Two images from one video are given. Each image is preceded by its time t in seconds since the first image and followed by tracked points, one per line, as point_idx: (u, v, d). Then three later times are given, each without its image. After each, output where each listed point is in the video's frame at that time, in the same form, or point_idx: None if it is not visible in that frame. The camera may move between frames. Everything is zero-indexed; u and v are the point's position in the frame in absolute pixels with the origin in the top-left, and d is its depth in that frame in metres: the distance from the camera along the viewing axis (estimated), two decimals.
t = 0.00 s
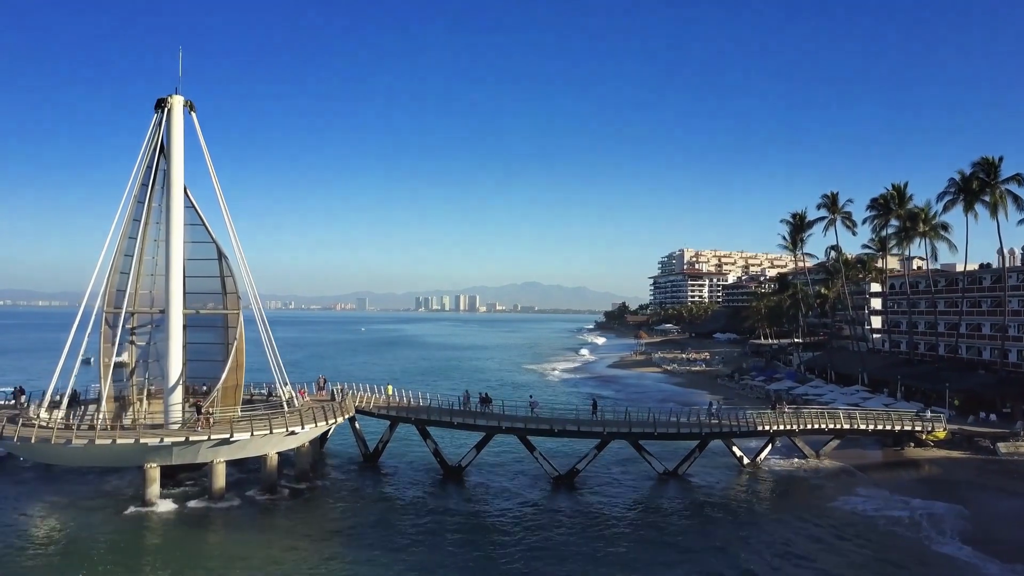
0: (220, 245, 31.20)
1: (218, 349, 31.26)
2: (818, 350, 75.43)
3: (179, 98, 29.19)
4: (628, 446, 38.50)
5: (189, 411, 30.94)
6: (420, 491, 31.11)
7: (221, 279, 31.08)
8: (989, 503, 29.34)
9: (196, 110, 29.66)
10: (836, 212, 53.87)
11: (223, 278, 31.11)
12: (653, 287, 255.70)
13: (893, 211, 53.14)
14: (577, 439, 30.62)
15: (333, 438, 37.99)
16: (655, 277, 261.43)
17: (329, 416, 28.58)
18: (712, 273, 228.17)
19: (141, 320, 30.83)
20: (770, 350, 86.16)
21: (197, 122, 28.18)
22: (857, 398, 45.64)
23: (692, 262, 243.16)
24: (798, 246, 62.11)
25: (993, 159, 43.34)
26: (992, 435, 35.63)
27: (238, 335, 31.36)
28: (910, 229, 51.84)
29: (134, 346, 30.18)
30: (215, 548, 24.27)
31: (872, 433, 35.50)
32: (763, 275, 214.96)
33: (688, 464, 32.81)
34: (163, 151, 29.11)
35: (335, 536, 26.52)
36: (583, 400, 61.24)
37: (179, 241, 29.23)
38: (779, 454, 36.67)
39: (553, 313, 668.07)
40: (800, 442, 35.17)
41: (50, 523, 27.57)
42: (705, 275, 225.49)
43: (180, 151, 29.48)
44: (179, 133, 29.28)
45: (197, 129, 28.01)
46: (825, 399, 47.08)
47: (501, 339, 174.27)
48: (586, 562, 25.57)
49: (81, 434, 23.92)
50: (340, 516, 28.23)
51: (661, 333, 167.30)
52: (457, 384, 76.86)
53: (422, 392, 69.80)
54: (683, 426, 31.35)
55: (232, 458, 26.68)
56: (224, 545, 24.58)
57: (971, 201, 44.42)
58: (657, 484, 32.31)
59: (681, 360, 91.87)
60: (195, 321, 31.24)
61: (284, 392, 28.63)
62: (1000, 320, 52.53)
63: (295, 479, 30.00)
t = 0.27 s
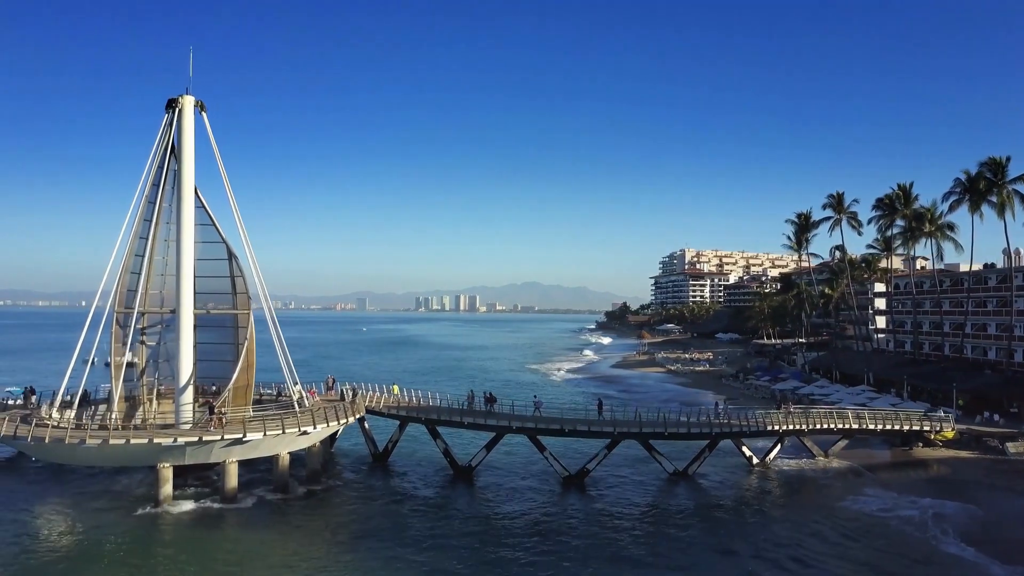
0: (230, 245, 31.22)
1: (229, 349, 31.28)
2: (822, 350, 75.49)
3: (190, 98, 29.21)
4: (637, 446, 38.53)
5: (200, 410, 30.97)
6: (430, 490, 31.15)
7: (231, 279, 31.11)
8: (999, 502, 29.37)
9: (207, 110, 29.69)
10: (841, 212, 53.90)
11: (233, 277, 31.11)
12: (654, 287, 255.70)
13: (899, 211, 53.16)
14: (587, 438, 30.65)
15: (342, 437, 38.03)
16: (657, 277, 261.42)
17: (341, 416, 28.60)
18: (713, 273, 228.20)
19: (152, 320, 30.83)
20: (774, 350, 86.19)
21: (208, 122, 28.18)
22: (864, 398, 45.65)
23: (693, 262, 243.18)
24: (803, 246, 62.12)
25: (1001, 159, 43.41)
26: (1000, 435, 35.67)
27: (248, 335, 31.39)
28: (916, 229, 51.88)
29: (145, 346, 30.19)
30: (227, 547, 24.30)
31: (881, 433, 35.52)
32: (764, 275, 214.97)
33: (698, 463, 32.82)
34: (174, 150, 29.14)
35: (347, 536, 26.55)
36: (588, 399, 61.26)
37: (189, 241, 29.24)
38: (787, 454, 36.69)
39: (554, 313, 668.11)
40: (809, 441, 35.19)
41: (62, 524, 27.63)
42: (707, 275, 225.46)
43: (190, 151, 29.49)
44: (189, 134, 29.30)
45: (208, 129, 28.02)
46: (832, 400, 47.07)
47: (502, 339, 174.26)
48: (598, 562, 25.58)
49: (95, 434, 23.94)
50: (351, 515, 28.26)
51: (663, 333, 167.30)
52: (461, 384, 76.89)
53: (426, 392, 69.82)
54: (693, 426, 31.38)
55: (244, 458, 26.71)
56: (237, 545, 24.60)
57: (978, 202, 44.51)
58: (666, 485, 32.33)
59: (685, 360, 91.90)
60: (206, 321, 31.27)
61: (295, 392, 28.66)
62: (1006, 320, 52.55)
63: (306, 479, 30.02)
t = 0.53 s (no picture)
0: (241, 244, 31.26)
1: (241, 349, 31.46)
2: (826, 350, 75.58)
3: (201, 98, 29.28)
4: (646, 446, 38.58)
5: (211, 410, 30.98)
6: (442, 489, 31.22)
7: (242, 279, 31.14)
8: (1010, 501, 29.42)
9: (218, 109, 29.73)
10: (847, 212, 53.95)
11: (244, 277, 31.13)
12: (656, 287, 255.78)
13: (905, 211, 53.20)
14: (598, 438, 30.70)
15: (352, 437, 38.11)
16: (658, 277, 261.39)
17: (353, 416, 28.65)
18: (714, 273, 228.25)
19: (163, 320, 30.86)
20: (778, 349, 86.29)
21: (219, 122, 28.21)
22: (870, 397, 45.75)
23: (695, 262, 243.24)
24: (807, 246, 62.15)
25: (1008, 159, 43.50)
26: (1010, 435, 35.75)
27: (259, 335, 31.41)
28: (922, 229, 51.94)
29: (156, 345, 30.21)
30: (241, 547, 24.33)
31: (889, 432, 35.60)
32: (766, 275, 214.98)
33: (709, 463, 32.88)
34: (186, 150, 29.17)
35: (361, 534, 26.62)
36: (594, 399, 61.33)
37: (201, 240, 29.27)
38: (796, 453, 36.75)
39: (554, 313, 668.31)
40: (818, 440, 35.27)
41: (76, 523, 27.72)
42: (708, 275, 225.44)
43: (202, 151, 29.56)
44: (201, 133, 29.39)
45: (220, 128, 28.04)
46: (838, 399, 47.08)
47: (504, 339, 174.29)
48: (611, 561, 25.61)
49: (109, 434, 23.95)
50: (363, 515, 28.28)
51: (665, 333, 167.32)
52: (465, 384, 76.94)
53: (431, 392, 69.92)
54: (704, 425, 31.43)
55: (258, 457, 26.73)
56: (250, 544, 24.63)
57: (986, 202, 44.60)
58: (677, 484, 32.40)
59: (688, 360, 91.99)
60: (217, 321, 31.35)
61: (307, 391, 28.69)
62: (1012, 319, 52.64)
63: (319, 478, 30.13)
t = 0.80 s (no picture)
0: (251, 244, 31.25)
1: (252, 349, 31.42)
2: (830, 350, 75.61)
3: (212, 97, 29.29)
4: (655, 445, 38.60)
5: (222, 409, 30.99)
6: (452, 489, 31.26)
7: (252, 279, 31.13)
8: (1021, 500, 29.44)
9: (229, 109, 29.74)
10: (853, 212, 53.95)
11: (254, 276, 31.12)
12: (657, 287, 255.73)
13: (911, 211, 53.20)
14: (609, 437, 30.73)
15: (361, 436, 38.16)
16: (659, 277, 261.28)
17: (364, 415, 28.67)
18: (716, 273, 228.27)
19: (173, 320, 30.89)
20: (782, 349, 86.34)
21: (229, 121, 28.20)
22: (877, 397, 45.79)
23: (696, 262, 243.14)
24: (812, 246, 62.14)
25: (1016, 159, 43.54)
26: (1018, 434, 35.76)
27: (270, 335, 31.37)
28: (928, 229, 51.96)
29: (167, 344, 30.24)
30: (253, 547, 24.35)
31: (898, 432, 35.63)
32: (767, 275, 214.87)
33: (719, 462, 32.91)
34: (196, 149, 29.18)
35: (373, 533, 26.64)
36: (600, 399, 61.36)
37: (212, 240, 29.27)
38: (805, 452, 36.78)
39: (554, 313, 668.20)
40: (827, 440, 35.29)
41: (89, 523, 27.79)
42: (710, 275, 225.33)
43: (213, 150, 29.57)
44: (212, 133, 29.41)
45: (230, 127, 28.03)
46: (845, 399, 47.05)
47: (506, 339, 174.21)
48: (623, 560, 25.64)
49: (123, 433, 23.97)
50: (374, 515, 28.27)
51: (667, 333, 167.25)
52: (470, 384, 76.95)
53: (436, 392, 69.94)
54: (714, 425, 31.45)
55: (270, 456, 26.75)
56: (263, 544, 24.67)
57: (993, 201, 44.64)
58: (687, 484, 32.43)
59: (692, 360, 92.02)
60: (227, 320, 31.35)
61: (319, 391, 28.71)
62: (1018, 319, 52.66)
63: (331, 477, 30.18)
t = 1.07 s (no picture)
0: (262, 244, 31.23)
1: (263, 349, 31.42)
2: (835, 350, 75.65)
3: (224, 98, 29.31)
4: (665, 445, 38.64)
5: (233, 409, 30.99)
6: (463, 488, 31.28)
7: (263, 278, 31.12)
8: None
9: (240, 109, 29.73)
10: (859, 212, 53.98)
11: (266, 277, 31.10)
12: (658, 287, 255.68)
13: (917, 211, 53.21)
14: (619, 437, 30.75)
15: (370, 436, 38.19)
16: (660, 277, 261.21)
17: (376, 415, 28.66)
18: (718, 273, 228.21)
19: (184, 320, 30.90)
20: (786, 349, 86.36)
21: (241, 121, 28.19)
22: (884, 397, 45.79)
23: (697, 262, 243.12)
24: (817, 246, 62.17)
25: None
26: None
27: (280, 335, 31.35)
28: (934, 229, 51.98)
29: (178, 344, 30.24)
30: (268, 548, 24.42)
31: (907, 432, 35.67)
32: (769, 275, 214.80)
33: (729, 462, 32.94)
34: (208, 149, 29.18)
35: (385, 533, 26.66)
36: (605, 399, 61.41)
37: (224, 240, 29.28)
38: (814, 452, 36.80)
39: (555, 313, 668.16)
40: (836, 440, 35.32)
41: (102, 522, 27.82)
42: (711, 275, 225.25)
43: (225, 150, 29.58)
44: (224, 133, 29.43)
45: (242, 127, 28.02)
46: (852, 399, 47.04)
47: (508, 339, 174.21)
48: (636, 560, 25.61)
49: (137, 433, 23.99)
50: (386, 516, 28.24)
51: (669, 333, 167.20)
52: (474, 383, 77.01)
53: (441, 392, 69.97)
54: (725, 425, 31.47)
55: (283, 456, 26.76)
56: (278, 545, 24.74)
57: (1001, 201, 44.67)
58: (697, 483, 32.46)
59: (696, 360, 92.07)
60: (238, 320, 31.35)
61: (331, 391, 28.72)
62: None
63: (342, 477, 30.23)
